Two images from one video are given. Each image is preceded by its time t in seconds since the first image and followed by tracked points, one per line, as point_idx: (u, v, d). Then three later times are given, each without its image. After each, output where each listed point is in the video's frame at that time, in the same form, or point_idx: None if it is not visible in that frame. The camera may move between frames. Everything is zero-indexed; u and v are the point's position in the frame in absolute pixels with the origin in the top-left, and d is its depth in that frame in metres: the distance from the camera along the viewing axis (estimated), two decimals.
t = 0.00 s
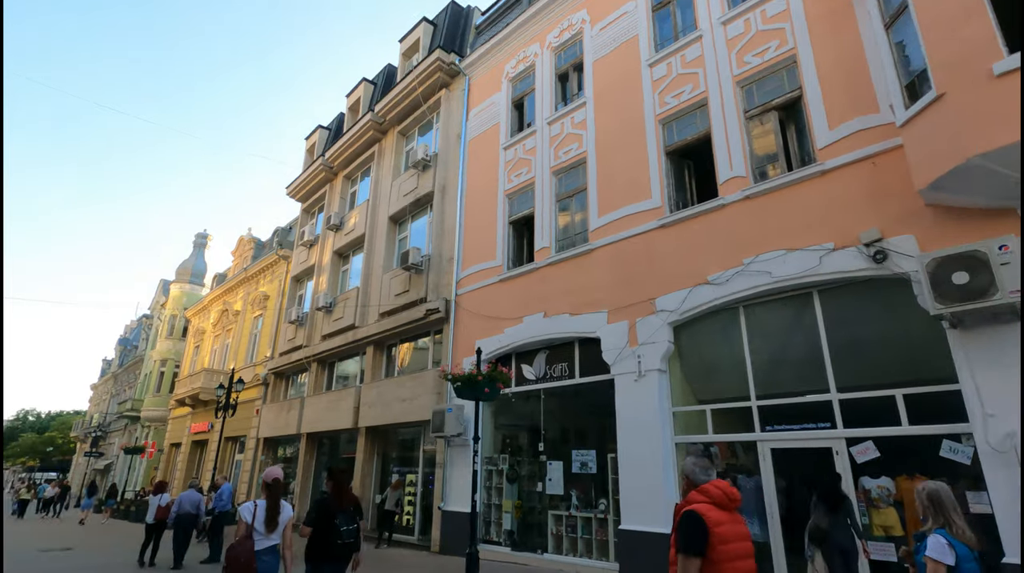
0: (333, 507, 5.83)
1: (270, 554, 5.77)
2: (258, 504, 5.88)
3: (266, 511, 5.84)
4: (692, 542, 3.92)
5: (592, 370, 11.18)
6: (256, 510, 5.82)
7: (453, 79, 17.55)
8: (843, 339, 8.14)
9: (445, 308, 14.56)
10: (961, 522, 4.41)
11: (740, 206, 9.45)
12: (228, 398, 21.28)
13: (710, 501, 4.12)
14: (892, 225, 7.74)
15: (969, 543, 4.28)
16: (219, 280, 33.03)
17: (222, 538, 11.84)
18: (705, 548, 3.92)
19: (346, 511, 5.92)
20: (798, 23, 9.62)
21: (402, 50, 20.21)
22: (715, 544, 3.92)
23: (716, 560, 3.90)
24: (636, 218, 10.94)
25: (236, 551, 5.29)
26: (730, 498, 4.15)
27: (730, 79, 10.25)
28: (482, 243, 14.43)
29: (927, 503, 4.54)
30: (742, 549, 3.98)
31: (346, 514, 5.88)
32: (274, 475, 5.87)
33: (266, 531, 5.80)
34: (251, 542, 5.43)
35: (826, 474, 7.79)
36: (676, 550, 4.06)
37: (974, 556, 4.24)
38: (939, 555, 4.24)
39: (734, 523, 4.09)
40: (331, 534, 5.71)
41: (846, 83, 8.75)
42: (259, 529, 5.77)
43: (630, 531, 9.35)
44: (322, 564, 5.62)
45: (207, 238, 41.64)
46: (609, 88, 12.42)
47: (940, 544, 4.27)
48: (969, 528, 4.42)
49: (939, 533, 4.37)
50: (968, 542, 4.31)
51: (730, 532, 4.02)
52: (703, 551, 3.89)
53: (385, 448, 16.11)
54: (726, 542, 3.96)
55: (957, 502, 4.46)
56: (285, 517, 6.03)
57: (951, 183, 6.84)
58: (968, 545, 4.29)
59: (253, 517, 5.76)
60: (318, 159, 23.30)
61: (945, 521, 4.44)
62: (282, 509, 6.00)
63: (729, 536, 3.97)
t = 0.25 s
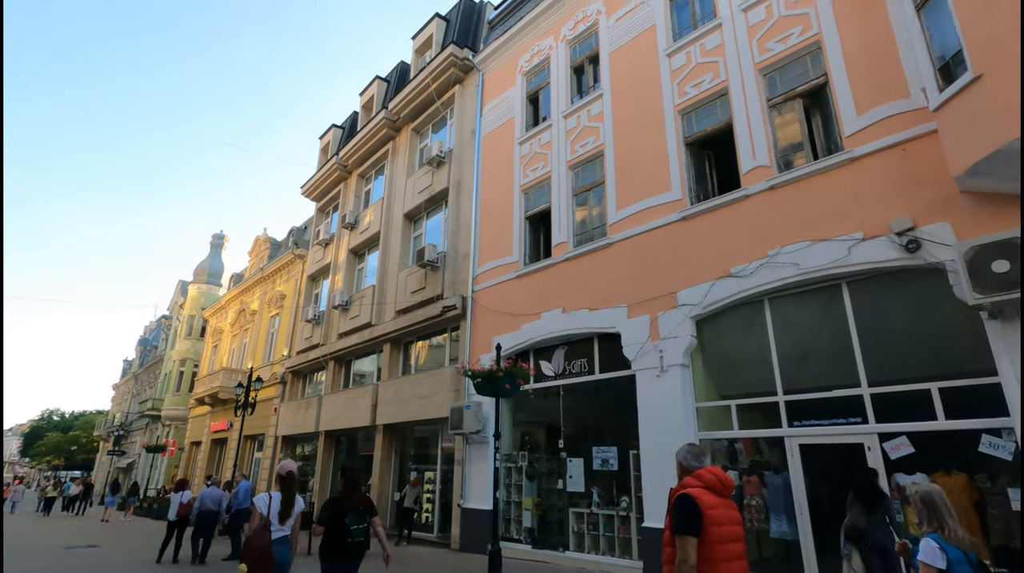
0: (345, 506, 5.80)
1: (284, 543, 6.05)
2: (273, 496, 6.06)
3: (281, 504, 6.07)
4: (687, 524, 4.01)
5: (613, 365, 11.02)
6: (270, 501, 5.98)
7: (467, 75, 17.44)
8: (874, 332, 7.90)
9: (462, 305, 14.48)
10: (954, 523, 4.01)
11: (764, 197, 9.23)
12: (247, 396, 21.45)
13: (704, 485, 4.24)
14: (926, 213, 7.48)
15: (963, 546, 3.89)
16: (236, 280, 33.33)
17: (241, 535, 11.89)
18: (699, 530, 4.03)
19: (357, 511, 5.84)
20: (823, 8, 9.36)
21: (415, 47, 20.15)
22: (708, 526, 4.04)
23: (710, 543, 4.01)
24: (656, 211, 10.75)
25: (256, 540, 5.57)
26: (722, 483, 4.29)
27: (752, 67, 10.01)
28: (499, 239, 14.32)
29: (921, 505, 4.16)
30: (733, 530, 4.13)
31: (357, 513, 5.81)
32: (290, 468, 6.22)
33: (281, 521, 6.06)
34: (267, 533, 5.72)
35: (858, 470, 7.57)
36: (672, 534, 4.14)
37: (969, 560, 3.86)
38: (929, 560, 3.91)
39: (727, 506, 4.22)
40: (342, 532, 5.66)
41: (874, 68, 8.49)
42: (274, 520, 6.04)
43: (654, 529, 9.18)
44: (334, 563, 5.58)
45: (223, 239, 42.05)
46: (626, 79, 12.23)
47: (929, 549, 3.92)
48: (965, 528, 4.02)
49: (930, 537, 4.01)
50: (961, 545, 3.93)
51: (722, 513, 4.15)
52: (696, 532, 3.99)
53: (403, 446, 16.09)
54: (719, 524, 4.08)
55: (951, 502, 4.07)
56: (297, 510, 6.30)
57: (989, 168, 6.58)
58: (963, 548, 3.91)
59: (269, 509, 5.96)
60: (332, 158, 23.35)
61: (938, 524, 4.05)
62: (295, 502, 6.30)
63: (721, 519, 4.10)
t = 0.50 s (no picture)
0: (358, 497, 5.80)
1: (294, 535, 6.14)
2: (283, 490, 6.16)
3: (292, 498, 6.15)
4: (674, 525, 4.10)
5: (631, 359, 10.87)
6: (281, 495, 6.09)
7: (479, 66, 17.28)
8: (904, 322, 7.68)
9: (477, 299, 14.39)
10: (939, 512, 4.08)
11: (788, 185, 9.00)
12: (263, 391, 21.59)
13: (690, 485, 4.32)
14: (960, 199, 7.23)
15: (946, 532, 3.96)
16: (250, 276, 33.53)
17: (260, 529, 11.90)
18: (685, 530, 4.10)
19: (369, 500, 5.89)
20: None
21: (426, 40, 20.02)
22: (693, 526, 4.11)
23: (696, 543, 4.10)
24: (675, 201, 10.55)
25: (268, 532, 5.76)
26: (710, 481, 4.35)
27: (774, 51, 9.75)
28: (513, 232, 14.18)
29: (907, 492, 4.22)
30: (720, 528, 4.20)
31: (369, 503, 5.86)
32: (296, 462, 6.38)
33: (292, 514, 6.16)
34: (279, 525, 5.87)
35: (888, 465, 7.38)
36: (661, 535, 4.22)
37: (953, 546, 3.91)
38: (913, 547, 3.95)
39: (714, 505, 4.28)
40: (356, 524, 5.72)
41: (904, 49, 8.21)
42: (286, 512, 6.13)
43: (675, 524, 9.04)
44: (350, 552, 5.68)
45: (237, 235, 42.33)
46: (643, 67, 12.00)
47: (913, 535, 3.99)
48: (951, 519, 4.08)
49: (914, 524, 4.09)
50: (945, 532, 3.98)
51: (709, 512, 4.21)
52: (682, 533, 4.08)
53: (418, 440, 16.08)
54: (705, 524, 4.14)
55: (937, 494, 4.14)
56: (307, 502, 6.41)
57: None
58: (948, 536, 3.96)
59: (280, 502, 6.07)
60: (345, 153, 23.33)
61: (922, 512, 4.13)
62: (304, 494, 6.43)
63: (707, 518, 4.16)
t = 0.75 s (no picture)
0: (361, 487, 5.94)
1: (294, 525, 6.08)
2: (280, 481, 6.11)
3: (290, 490, 6.05)
4: (649, 515, 3.97)
5: (646, 347, 10.73)
6: (279, 486, 6.04)
7: (488, 53, 17.06)
8: (930, 307, 7.48)
9: (488, 288, 14.28)
10: (927, 497, 4.17)
11: (808, 168, 8.78)
12: (274, 383, 21.67)
13: (666, 473, 4.18)
14: (989, 179, 7.00)
15: (936, 517, 4.07)
16: (260, 268, 33.62)
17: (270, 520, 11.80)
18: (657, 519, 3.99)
19: (373, 490, 6.01)
20: None
21: (434, 28, 19.81)
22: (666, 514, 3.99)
23: (671, 531, 4.00)
24: (691, 187, 10.35)
25: (268, 523, 5.83)
26: (687, 468, 4.22)
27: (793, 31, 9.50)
28: (524, 221, 14.04)
29: (895, 479, 4.30)
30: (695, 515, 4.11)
31: (373, 493, 5.96)
32: (295, 453, 6.25)
33: (291, 505, 6.06)
34: (279, 516, 5.93)
35: (913, 453, 7.22)
36: (633, 523, 4.11)
37: (942, 531, 4.05)
38: (902, 532, 4.10)
39: (690, 492, 4.17)
40: (360, 514, 5.83)
41: (930, 26, 7.95)
42: (284, 504, 6.05)
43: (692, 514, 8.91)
44: (356, 541, 5.83)
45: (246, 228, 42.45)
46: (656, 51, 11.75)
47: (902, 521, 4.12)
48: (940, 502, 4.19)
49: (903, 510, 4.19)
50: (935, 517, 4.09)
51: (684, 500, 4.10)
52: (655, 522, 3.97)
53: (429, 431, 16.06)
54: (682, 512, 4.05)
55: (924, 478, 4.21)
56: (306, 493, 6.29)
57: None
58: (937, 521, 4.09)
59: (279, 495, 6.02)
60: (353, 144, 23.23)
61: (910, 498, 4.21)
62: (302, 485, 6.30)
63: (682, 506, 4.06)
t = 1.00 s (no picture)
0: (352, 474, 5.93)
1: (285, 509, 5.93)
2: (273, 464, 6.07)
3: (280, 473, 5.94)
4: (626, 497, 3.84)
5: (656, 336, 10.56)
6: (270, 469, 5.97)
7: (494, 38, 16.77)
8: (952, 294, 7.29)
9: (495, 277, 14.13)
10: (908, 489, 4.30)
11: (825, 151, 8.55)
12: (280, 372, 21.64)
13: (645, 458, 4.05)
14: (1016, 160, 6.77)
15: (916, 509, 4.22)
16: (265, 259, 33.56)
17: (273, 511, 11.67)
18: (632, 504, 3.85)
19: (365, 478, 5.96)
20: None
21: (439, 12, 19.49)
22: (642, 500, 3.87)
23: (648, 515, 3.87)
24: (702, 172, 10.13)
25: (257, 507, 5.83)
26: (666, 454, 4.08)
27: (810, 10, 9.23)
28: (531, 208, 13.85)
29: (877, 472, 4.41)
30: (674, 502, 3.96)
31: (364, 480, 5.93)
32: (289, 436, 6.19)
33: (281, 488, 5.94)
34: (268, 499, 5.87)
35: (934, 442, 7.07)
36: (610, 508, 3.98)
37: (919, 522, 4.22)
38: (882, 521, 4.23)
39: (669, 477, 4.03)
40: (350, 500, 5.82)
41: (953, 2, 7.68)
42: (274, 487, 5.95)
43: (704, 504, 8.78)
44: (347, 527, 5.77)
45: (251, 218, 42.36)
46: (667, 32, 11.47)
47: (884, 512, 4.24)
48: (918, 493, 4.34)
49: (884, 501, 4.31)
50: (914, 509, 4.24)
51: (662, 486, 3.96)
52: (628, 507, 3.84)
53: (436, 420, 15.99)
54: (659, 497, 3.91)
55: (907, 470, 4.34)
56: (299, 477, 6.17)
57: None
58: (916, 512, 4.24)
59: (269, 478, 5.93)
60: (357, 133, 23.01)
61: (891, 488, 4.33)
62: (295, 469, 6.14)
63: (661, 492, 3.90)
